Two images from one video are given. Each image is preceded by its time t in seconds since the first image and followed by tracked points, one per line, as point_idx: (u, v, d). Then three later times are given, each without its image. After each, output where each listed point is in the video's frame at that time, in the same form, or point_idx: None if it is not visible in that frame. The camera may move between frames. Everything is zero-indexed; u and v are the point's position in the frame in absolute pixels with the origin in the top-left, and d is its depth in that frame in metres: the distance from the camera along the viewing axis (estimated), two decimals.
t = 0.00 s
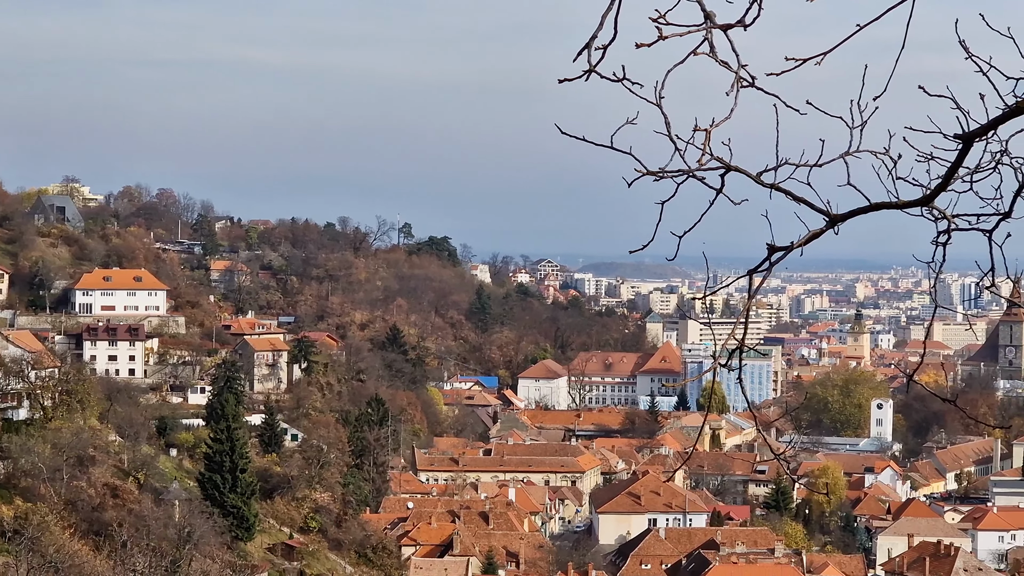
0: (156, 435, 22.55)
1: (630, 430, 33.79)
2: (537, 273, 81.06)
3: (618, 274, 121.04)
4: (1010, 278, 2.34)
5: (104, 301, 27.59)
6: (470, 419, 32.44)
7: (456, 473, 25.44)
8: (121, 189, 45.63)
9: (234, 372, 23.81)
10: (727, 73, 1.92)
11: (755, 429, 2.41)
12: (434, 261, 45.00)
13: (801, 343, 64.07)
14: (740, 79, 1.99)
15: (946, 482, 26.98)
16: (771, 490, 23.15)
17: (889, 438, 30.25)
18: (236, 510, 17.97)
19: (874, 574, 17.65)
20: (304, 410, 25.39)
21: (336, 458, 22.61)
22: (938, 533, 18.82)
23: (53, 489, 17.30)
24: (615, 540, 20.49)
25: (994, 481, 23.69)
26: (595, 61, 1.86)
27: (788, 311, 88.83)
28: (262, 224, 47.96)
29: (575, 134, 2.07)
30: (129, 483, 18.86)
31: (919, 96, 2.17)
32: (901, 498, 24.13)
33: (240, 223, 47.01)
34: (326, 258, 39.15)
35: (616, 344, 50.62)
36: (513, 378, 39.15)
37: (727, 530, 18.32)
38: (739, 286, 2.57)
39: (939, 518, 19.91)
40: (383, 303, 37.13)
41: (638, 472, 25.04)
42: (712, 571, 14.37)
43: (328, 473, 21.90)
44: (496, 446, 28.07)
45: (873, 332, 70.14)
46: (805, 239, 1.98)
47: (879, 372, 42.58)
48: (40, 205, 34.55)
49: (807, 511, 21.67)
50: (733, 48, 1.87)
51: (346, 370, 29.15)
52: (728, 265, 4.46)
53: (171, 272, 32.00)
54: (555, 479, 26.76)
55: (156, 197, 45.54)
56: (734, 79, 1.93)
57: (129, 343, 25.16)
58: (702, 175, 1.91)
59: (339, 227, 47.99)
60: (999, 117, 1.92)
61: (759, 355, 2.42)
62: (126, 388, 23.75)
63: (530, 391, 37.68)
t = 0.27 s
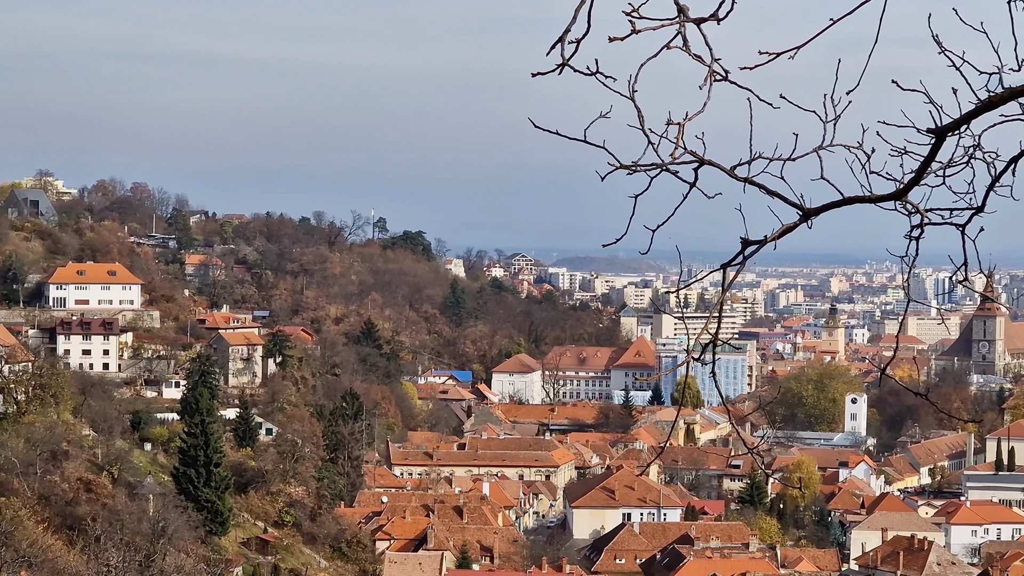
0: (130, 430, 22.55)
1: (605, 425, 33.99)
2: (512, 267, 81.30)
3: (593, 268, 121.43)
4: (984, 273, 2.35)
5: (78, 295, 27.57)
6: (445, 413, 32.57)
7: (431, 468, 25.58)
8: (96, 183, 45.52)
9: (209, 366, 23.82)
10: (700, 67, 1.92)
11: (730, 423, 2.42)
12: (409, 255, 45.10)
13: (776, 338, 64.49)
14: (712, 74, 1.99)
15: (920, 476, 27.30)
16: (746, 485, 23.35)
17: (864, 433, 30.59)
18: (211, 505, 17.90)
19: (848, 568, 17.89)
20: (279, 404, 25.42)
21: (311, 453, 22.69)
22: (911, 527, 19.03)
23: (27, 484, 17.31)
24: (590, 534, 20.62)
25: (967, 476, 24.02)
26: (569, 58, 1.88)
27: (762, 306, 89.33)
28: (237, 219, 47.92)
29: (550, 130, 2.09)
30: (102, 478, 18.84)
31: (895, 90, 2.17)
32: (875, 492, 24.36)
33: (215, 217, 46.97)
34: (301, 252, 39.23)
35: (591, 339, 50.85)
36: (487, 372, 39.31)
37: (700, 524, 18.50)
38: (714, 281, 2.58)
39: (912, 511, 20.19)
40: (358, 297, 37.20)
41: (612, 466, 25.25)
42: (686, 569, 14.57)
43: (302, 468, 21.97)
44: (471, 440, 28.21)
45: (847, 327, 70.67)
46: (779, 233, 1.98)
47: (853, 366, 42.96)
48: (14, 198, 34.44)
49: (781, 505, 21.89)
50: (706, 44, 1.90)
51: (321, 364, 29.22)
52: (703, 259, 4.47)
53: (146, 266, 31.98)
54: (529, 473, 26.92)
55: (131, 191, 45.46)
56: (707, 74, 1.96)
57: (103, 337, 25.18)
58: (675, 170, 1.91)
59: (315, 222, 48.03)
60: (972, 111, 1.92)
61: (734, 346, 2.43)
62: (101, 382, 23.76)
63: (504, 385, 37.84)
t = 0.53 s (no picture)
0: (102, 424, 22.57)
1: (576, 419, 34.27)
2: (484, 262, 81.58)
3: (564, 262, 121.88)
4: (952, 267, 2.39)
5: (50, 288, 27.48)
6: (417, 407, 32.76)
7: (403, 462, 25.80)
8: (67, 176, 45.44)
9: (181, 360, 23.92)
10: (670, 61, 1.96)
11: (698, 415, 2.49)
12: (381, 250, 45.25)
13: (748, 333, 65.00)
14: (682, 68, 2.03)
15: (891, 471, 27.72)
16: (718, 480, 23.64)
17: (835, 428, 31.00)
18: (182, 499, 18.03)
19: (820, 563, 18.19)
20: (251, 398, 25.50)
21: (283, 447, 22.88)
22: (882, 522, 19.36)
23: None
24: (562, 529, 21.01)
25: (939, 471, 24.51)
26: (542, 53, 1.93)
27: (734, 301, 89.96)
28: (209, 212, 47.92)
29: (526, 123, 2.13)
30: (73, 472, 18.83)
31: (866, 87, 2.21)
32: (846, 487, 24.73)
33: (187, 210, 46.97)
34: (273, 246, 39.37)
35: (562, 334, 51.14)
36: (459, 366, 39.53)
37: (672, 519, 18.78)
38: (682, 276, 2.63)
39: (883, 506, 20.57)
40: (330, 292, 37.30)
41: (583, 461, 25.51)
42: (657, 564, 14.88)
43: (274, 461, 22.17)
44: (443, 435, 28.41)
45: (818, 322, 71.32)
46: (749, 228, 2.03)
47: (826, 362, 43.41)
48: None
49: (753, 500, 22.16)
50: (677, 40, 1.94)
51: (293, 358, 29.34)
52: (671, 254, 4.55)
53: (117, 260, 31.99)
54: (501, 468, 27.14)
55: (102, 184, 45.41)
56: (679, 69, 2.00)
57: (74, 331, 25.26)
58: (646, 164, 1.96)
59: (287, 216, 48.11)
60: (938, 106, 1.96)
61: (704, 337, 2.48)
62: (72, 375, 23.81)
63: (476, 379, 38.07)
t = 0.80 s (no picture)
0: (75, 422, 22.44)
1: (550, 417, 34.44)
2: (458, 259, 81.75)
3: (539, 259, 122.19)
4: (926, 263, 2.39)
5: (23, 286, 27.41)
6: (391, 404, 32.84)
7: (377, 459, 25.92)
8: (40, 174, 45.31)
9: (155, 358, 23.94)
10: (643, 59, 1.93)
11: (672, 413, 2.50)
12: (356, 247, 45.31)
13: (722, 330, 65.41)
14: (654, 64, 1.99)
15: (866, 468, 28.00)
16: (693, 477, 23.82)
17: (810, 425, 31.29)
18: (157, 497, 18.00)
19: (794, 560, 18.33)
20: (225, 396, 25.49)
21: (257, 444, 22.93)
22: (857, 519, 19.61)
23: None
24: (537, 526, 21.12)
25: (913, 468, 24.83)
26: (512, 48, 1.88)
27: (709, 298, 90.43)
28: (183, 210, 47.87)
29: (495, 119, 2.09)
30: (48, 470, 18.75)
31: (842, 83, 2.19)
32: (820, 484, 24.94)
33: (161, 208, 46.91)
34: (248, 244, 39.50)
35: (536, 331, 51.32)
36: (434, 363, 39.63)
37: (648, 516, 18.93)
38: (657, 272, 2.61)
39: (859, 503, 20.78)
40: (305, 289, 37.31)
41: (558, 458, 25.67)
42: (632, 561, 15.07)
43: (249, 459, 22.22)
44: (418, 432, 28.52)
45: (794, 319, 71.83)
46: (724, 225, 2.02)
47: (800, 358, 43.75)
48: None
49: (728, 497, 22.41)
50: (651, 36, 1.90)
51: (268, 355, 29.38)
52: (646, 252, 4.56)
53: (91, 257, 31.92)
54: (475, 465, 27.25)
55: (76, 182, 45.30)
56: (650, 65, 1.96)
57: (48, 329, 25.24)
58: (621, 161, 1.94)
59: (262, 214, 48.11)
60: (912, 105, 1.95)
61: (676, 336, 2.46)
62: (45, 373, 23.78)
63: (451, 376, 38.19)
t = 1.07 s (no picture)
0: (51, 418, 22.36)
1: (526, 413, 34.54)
2: (434, 256, 81.82)
3: (516, 256, 122.35)
4: (900, 259, 2.38)
5: None
6: (367, 401, 32.82)
7: (353, 456, 25.95)
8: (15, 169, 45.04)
9: (131, 355, 23.85)
10: (617, 53, 1.87)
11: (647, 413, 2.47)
12: (332, 244, 45.29)
13: (698, 327, 65.74)
14: (629, 62, 1.93)
15: (842, 465, 28.25)
16: (669, 474, 23.95)
17: (785, 422, 31.49)
18: (132, 493, 18.00)
19: (770, 556, 18.53)
20: (201, 392, 25.40)
21: (234, 442, 22.85)
22: (832, 516, 19.78)
23: None
24: (512, 523, 21.05)
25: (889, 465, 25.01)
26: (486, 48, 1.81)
27: (686, 295, 90.76)
28: (159, 207, 47.71)
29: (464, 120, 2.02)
30: (23, 467, 18.67)
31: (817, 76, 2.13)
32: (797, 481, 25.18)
33: (137, 204, 46.74)
34: (223, 241, 39.30)
35: (512, 328, 51.43)
36: (410, 360, 39.65)
37: (622, 513, 19.01)
38: (630, 269, 2.55)
39: (834, 500, 20.96)
40: (281, 286, 37.26)
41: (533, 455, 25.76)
42: (607, 557, 15.19)
43: (225, 455, 22.14)
44: (393, 428, 28.53)
45: (769, 316, 72.24)
46: (698, 223, 1.97)
47: (775, 355, 44.01)
48: None
49: (704, 494, 22.55)
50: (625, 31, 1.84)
51: (244, 352, 29.35)
52: (618, 245, 4.52)
53: (67, 253, 31.76)
54: (451, 462, 27.29)
55: (51, 178, 45.07)
56: (625, 61, 1.90)
57: (24, 325, 25.12)
58: (592, 160, 1.89)
59: (238, 210, 48.00)
60: (892, 99, 1.91)
61: (649, 334, 2.42)
62: (21, 369, 23.66)
63: (426, 373, 38.23)
